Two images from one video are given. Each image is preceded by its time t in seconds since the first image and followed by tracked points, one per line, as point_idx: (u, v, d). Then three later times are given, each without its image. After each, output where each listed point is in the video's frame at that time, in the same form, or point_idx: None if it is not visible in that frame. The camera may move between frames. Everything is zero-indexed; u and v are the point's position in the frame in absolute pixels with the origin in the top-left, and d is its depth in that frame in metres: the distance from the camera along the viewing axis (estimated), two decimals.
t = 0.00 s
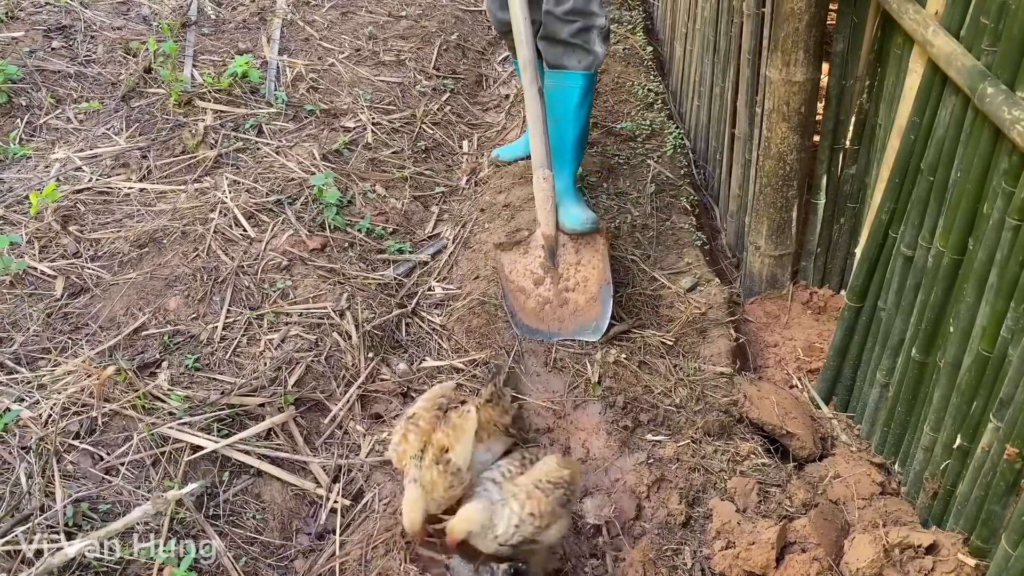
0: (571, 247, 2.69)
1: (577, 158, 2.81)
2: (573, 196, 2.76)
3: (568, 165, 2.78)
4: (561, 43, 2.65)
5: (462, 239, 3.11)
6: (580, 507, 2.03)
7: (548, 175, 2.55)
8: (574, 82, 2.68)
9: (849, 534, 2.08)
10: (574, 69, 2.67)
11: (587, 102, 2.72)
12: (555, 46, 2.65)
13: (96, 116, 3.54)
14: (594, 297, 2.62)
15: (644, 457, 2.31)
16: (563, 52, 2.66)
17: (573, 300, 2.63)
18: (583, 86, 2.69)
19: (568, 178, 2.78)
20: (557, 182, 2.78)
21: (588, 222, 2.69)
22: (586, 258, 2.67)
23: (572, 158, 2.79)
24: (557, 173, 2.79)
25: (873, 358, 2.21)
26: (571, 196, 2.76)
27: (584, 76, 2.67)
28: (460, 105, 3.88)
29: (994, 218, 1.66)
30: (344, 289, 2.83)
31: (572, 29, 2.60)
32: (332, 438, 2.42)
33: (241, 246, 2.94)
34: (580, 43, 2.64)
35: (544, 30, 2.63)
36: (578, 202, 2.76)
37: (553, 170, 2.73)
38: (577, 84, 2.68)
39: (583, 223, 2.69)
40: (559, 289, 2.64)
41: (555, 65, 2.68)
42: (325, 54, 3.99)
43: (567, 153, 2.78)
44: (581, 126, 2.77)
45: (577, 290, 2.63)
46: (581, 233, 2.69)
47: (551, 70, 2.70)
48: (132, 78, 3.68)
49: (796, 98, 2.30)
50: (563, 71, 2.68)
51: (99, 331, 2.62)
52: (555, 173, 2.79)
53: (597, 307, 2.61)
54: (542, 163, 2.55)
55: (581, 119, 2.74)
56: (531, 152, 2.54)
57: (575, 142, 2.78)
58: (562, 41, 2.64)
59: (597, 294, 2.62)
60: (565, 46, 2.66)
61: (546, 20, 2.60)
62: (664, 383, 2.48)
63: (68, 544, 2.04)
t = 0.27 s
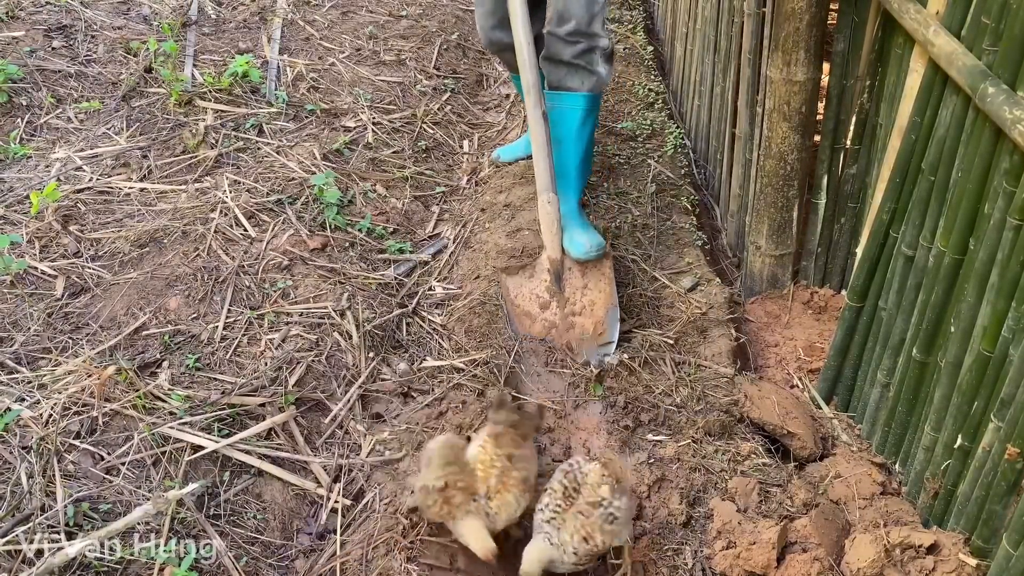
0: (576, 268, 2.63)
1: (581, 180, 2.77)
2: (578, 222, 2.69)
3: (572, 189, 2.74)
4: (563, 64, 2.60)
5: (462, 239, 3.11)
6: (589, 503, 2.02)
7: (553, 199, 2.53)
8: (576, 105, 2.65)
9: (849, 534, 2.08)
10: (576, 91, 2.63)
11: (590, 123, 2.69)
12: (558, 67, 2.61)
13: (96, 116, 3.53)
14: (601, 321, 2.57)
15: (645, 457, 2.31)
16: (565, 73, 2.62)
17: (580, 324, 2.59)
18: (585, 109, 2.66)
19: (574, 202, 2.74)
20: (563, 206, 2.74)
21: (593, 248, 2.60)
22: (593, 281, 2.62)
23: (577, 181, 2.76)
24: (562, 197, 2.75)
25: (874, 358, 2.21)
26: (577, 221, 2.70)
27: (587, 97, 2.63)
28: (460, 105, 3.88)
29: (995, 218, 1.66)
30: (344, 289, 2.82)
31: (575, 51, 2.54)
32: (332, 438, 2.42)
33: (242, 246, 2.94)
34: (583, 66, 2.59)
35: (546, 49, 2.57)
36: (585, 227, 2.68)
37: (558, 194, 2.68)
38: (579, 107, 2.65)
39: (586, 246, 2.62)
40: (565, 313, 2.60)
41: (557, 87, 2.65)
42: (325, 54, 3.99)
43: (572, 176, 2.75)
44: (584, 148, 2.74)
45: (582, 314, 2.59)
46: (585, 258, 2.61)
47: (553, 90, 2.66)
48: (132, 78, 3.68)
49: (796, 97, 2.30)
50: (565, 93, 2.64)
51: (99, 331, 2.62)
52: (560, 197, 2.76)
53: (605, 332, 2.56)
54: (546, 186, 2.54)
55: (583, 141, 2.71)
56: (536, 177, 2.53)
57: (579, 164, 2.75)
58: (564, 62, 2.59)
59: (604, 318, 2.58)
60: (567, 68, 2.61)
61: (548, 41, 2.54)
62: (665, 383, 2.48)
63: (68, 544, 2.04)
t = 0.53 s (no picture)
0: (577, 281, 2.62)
1: (580, 195, 2.72)
2: (578, 239, 2.64)
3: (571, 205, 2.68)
4: (562, 79, 2.52)
5: (462, 239, 3.11)
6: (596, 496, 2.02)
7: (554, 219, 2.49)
8: (574, 120, 2.58)
9: (850, 534, 2.08)
10: (574, 107, 2.56)
11: (588, 138, 2.64)
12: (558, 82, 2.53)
13: (96, 116, 3.53)
14: (602, 334, 2.56)
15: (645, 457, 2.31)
16: (564, 88, 2.54)
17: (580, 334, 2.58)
18: (583, 123, 2.60)
19: (573, 218, 2.67)
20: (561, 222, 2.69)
21: (592, 271, 2.58)
22: (593, 297, 2.61)
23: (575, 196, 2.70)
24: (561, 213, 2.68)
25: (874, 358, 2.20)
26: (576, 239, 2.64)
27: (586, 113, 2.57)
28: (461, 105, 3.88)
29: (996, 218, 1.66)
30: (344, 289, 2.82)
31: (575, 65, 2.46)
32: (333, 438, 2.42)
33: (242, 246, 2.94)
34: (582, 80, 2.51)
35: (544, 63, 2.49)
36: (584, 245, 2.63)
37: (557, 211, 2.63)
38: (578, 122, 2.59)
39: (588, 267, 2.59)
40: (566, 327, 2.59)
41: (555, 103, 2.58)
42: (325, 53, 3.99)
43: (571, 192, 2.69)
44: (582, 162, 2.69)
45: (584, 325, 2.59)
46: (585, 282, 2.59)
47: (551, 105, 2.59)
48: (132, 77, 3.68)
49: (797, 97, 2.29)
50: (563, 109, 2.58)
51: (100, 331, 2.62)
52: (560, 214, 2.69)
53: (606, 344, 2.55)
54: (545, 199, 2.48)
55: (581, 154, 2.65)
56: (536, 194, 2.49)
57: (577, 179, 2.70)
58: (563, 77, 2.51)
59: (605, 331, 2.57)
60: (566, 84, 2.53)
61: (547, 55, 2.46)
62: (665, 383, 2.48)
63: (68, 544, 2.03)
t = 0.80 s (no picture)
0: (577, 281, 2.63)
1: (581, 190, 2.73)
2: (578, 236, 2.66)
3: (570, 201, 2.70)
4: (561, 67, 2.52)
5: (462, 239, 3.11)
6: (580, 464, 2.07)
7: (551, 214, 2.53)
8: (573, 113, 2.59)
9: (850, 534, 2.08)
10: (574, 99, 2.57)
11: (589, 131, 2.64)
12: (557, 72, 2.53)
13: (97, 115, 3.53)
14: (602, 335, 2.56)
15: (646, 457, 2.31)
16: (563, 78, 2.54)
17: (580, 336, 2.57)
18: (585, 116, 2.60)
19: (572, 215, 2.70)
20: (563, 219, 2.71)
21: (592, 265, 2.60)
22: (594, 297, 2.61)
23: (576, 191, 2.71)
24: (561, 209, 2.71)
25: (875, 358, 2.20)
26: (575, 236, 2.66)
27: (586, 106, 2.57)
28: (461, 104, 3.88)
29: (997, 218, 1.66)
30: (345, 289, 2.82)
31: (572, 53, 2.45)
32: (333, 438, 2.42)
33: (242, 245, 2.94)
34: (581, 70, 2.51)
35: (543, 56, 2.51)
36: (584, 241, 2.66)
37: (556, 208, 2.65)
38: (578, 115, 2.59)
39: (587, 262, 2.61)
40: (566, 329, 2.59)
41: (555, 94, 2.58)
42: (326, 53, 3.98)
43: (571, 187, 2.71)
44: (583, 156, 2.69)
45: (583, 322, 2.59)
46: (584, 277, 2.61)
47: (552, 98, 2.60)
48: (132, 77, 3.68)
49: (797, 97, 2.29)
50: (563, 101, 2.58)
51: (100, 331, 2.61)
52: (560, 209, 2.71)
53: (607, 346, 2.55)
54: (543, 200, 2.52)
55: (582, 147, 2.66)
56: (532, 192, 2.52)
57: (578, 173, 2.71)
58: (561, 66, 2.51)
59: (605, 333, 2.57)
60: (565, 74, 2.53)
61: (545, 46, 2.47)
62: (665, 383, 2.48)
63: (68, 544, 2.03)
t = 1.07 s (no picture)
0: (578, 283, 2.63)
1: (581, 195, 2.72)
2: (578, 239, 2.65)
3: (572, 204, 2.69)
4: (564, 76, 2.51)
5: (463, 239, 3.11)
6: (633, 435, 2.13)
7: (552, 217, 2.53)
8: (575, 119, 2.58)
9: (851, 534, 2.08)
10: (576, 106, 2.56)
11: (590, 137, 2.63)
12: (560, 79, 2.52)
13: (97, 115, 3.53)
14: (603, 336, 2.56)
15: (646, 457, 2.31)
16: (565, 86, 2.53)
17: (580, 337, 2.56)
18: (586, 124, 2.59)
19: (573, 218, 2.68)
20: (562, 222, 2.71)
21: (592, 271, 2.59)
22: (595, 298, 2.62)
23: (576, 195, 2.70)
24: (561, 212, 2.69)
25: (875, 358, 2.20)
26: (576, 239, 2.65)
27: (587, 113, 2.56)
28: (461, 104, 3.88)
29: (997, 218, 1.66)
30: (345, 288, 2.82)
31: (577, 63, 2.44)
32: (333, 438, 2.42)
33: (242, 245, 2.94)
34: (584, 78, 2.50)
35: (547, 61, 2.50)
36: (585, 245, 2.65)
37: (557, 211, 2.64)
38: (580, 122, 2.58)
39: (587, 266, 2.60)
40: (567, 329, 2.57)
41: (557, 100, 2.57)
42: (326, 52, 3.98)
43: (571, 192, 2.69)
44: (584, 162, 2.68)
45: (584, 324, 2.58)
46: (584, 281, 2.60)
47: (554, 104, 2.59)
48: (133, 76, 3.68)
49: (798, 96, 2.29)
50: (565, 107, 2.57)
51: (100, 330, 2.62)
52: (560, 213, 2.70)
53: (607, 348, 2.55)
54: (545, 202, 2.52)
55: (582, 154, 2.65)
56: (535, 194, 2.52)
57: (579, 178, 2.69)
58: (565, 75, 2.50)
59: (605, 333, 2.56)
60: (568, 81, 2.52)
61: (549, 51, 2.46)
62: (666, 383, 2.48)
63: (68, 544, 2.03)
